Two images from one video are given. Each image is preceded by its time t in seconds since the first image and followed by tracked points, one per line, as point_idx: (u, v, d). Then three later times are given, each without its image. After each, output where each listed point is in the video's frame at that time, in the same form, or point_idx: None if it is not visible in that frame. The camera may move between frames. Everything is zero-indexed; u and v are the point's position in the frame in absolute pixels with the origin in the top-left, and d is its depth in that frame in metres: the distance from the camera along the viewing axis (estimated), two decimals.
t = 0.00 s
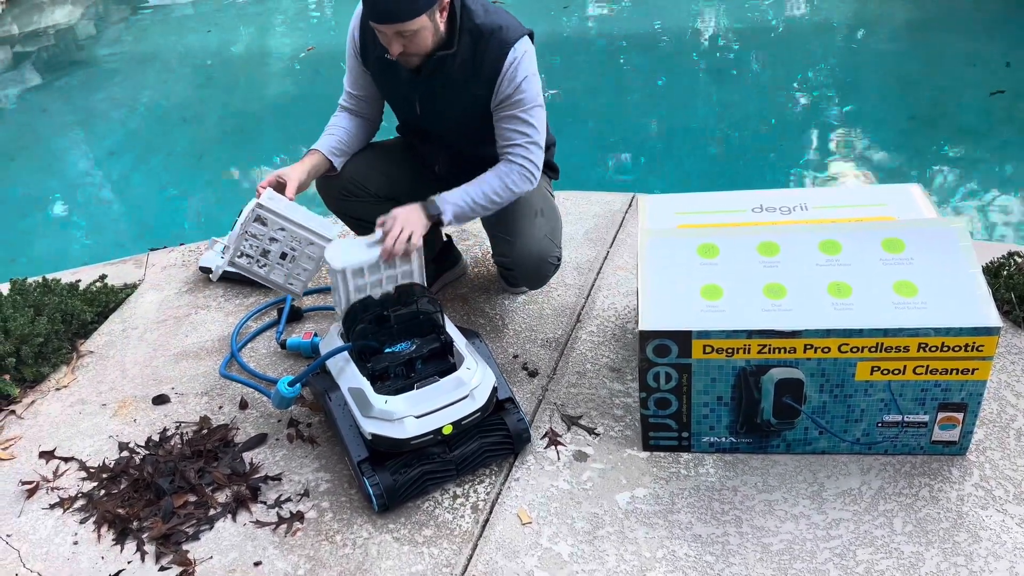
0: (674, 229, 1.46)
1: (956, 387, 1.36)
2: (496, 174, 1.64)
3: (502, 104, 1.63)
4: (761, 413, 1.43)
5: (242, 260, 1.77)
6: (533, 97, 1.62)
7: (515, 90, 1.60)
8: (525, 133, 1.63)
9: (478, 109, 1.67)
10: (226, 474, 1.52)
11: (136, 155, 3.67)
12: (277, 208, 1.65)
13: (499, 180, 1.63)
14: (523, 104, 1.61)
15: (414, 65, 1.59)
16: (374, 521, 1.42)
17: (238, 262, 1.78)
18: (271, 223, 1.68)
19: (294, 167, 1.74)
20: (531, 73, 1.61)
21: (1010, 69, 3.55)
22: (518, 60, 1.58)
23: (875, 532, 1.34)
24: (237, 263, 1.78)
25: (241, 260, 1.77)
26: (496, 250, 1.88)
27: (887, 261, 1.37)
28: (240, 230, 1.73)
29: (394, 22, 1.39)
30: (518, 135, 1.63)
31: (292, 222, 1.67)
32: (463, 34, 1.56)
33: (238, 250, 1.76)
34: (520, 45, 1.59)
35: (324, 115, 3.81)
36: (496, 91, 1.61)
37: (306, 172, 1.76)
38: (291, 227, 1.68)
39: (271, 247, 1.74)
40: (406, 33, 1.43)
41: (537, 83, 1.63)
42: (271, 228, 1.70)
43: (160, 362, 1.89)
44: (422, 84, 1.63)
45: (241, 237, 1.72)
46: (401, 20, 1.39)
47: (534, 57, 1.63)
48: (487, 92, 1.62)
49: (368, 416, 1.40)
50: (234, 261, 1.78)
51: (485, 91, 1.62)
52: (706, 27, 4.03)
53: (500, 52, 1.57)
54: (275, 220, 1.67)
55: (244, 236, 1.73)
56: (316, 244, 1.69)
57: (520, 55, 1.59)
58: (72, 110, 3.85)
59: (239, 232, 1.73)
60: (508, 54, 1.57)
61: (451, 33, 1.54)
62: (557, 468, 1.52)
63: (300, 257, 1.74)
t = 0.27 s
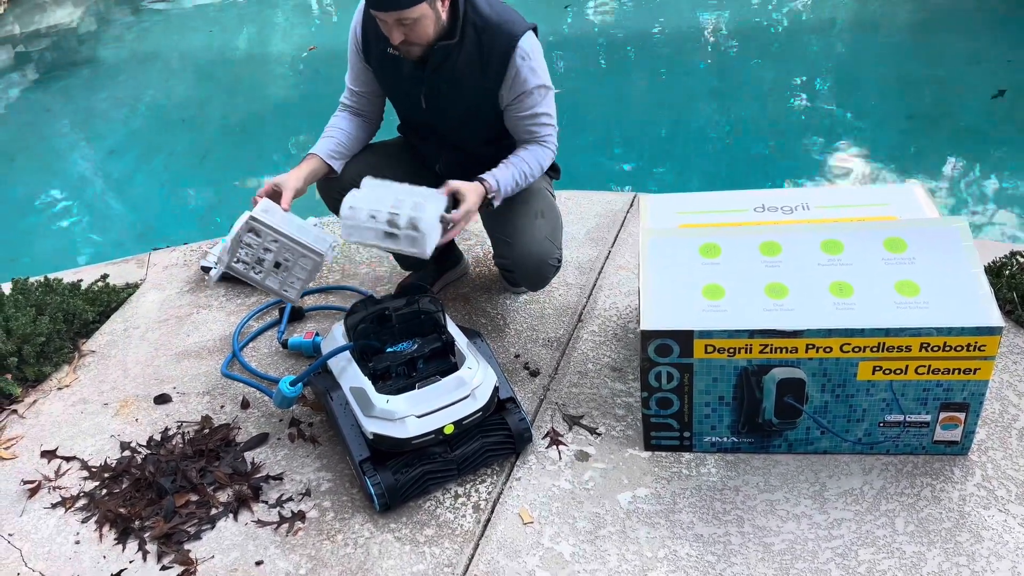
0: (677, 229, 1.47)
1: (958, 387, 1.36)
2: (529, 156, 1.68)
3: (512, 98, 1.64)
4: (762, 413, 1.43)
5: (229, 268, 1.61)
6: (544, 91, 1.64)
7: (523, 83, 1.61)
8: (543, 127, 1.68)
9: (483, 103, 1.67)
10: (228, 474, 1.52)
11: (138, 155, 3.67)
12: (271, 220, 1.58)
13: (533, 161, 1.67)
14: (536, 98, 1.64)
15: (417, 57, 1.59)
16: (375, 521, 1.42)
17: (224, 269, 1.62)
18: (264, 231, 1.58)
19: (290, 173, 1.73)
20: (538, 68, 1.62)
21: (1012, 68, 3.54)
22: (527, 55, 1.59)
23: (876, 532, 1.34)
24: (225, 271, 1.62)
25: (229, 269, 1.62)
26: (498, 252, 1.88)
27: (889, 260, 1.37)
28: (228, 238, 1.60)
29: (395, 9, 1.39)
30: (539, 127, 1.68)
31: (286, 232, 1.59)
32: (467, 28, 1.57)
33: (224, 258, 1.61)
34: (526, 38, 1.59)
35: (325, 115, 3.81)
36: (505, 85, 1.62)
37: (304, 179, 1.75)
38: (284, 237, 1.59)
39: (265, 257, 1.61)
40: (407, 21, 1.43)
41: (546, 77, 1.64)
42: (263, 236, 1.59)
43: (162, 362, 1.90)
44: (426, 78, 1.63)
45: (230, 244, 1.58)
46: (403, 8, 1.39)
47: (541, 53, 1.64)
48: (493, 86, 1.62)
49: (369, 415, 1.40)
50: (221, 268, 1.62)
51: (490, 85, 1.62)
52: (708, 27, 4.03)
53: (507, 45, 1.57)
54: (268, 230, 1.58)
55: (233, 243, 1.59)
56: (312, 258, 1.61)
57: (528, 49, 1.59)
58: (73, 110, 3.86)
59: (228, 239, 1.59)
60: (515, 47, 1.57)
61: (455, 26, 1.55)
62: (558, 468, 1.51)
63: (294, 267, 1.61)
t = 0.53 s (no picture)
0: (678, 229, 1.47)
1: (960, 386, 1.36)
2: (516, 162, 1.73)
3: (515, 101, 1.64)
4: (764, 413, 1.43)
5: (252, 264, 1.50)
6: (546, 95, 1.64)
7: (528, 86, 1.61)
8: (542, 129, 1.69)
9: (488, 103, 1.66)
10: (230, 474, 1.53)
11: (139, 154, 3.67)
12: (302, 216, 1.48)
13: (519, 168, 1.73)
14: (540, 101, 1.64)
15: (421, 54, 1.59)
16: (377, 521, 1.43)
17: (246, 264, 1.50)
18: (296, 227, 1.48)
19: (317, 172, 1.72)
20: (544, 72, 1.62)
21: (1014, 68, 3.54)
22: (533, 58, 1.59)
23: (878, 532, 1.34)
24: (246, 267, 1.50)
25: (252, 264, 1.50)
26: (502, 252, 1.88)
27: (891, 260, 1.37)
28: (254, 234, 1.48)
29: (400, 3, 1.38)
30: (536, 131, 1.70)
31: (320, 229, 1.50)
32: (472, 27, 1.57)
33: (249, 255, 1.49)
34: (532, 40, 1.59)
35: (327, 115, 3.81)
36: (509, 86, 1.61)
37: (330, 177, 1.74)
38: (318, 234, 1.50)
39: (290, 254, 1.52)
40: (412, 16, 1.43)
41: (551, 81, 1.64)
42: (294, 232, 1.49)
43: (164, 361, 1.90)
44: (430, 76, 1.63)
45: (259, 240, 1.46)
46: (408, 2, 1.38)
47: (547, 58, 1.63)
48: (498, 86, 1.62)
49: (371, 415, 1.40)
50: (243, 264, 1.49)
51: (495, 85, 1.62)
52: (709, 27, 4.02)
53: (512, 46, 1.57)
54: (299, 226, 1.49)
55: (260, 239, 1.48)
56: (341, 255, 1.54)
57: (535, 52, 1.59)
58: (75, 110, 3.86)
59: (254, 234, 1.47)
60: (521, 49, 1.57)
61: (460, 25, 1.55)
62: (560, 468, 1.52)
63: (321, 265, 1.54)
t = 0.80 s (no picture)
0: (679, 229, 1.46)
1: (962, 387, 1.36)
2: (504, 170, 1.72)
3: (514, 104, 1.64)
4: (766, 413, 1.43)
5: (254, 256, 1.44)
6: (543, 100, 1.64)
7: (527, 89, 1.61)
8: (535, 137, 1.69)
9: (489, 104, 1.66)
10: (231, 474, 1.53)
11: (141, 155, 3.68)
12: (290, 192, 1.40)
13: (506, 177, 1.72)
14: (536, 107, 1.64)
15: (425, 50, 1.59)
16: (378, 521, 1.42)
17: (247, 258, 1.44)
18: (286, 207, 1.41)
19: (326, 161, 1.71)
20: (544, 76, 1.62)
21: (1017, 67, 3.53)
22: (534, 60, 1.59)
23: (881, 532, 1.34)
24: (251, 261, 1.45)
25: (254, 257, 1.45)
26: (505, 252, 1.88)
27: (892, 260, 1.37)
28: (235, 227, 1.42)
29: None
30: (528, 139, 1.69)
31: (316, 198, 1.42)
32: (476, 26, 1.57)
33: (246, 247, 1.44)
34: (535, 43, 1.60)
35: (328, 115, 3.81)
36: (510, 88, 1.61)
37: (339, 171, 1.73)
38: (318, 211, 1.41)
39: (292, 239, 1.44)
40: (416, 9, 1.43)
41: (549, 86, 1.64)
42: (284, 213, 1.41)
43: (166, 361, 1.90)
44: (432, 74, 1.63)
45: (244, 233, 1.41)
46: None
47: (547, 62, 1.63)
48: (499, 87, 1.62)
49: (373, 415, 1.41)
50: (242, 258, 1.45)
51: (497, 86, 1.61)
52: (711, 27, 4.02)
53: (515, 47, 1.57)
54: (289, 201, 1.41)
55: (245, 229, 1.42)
56: (345, 238, 1.46)
57: (536, 54, 1.59)
58: (77, 110, 3.86)
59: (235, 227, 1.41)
60: (523, 50, 1.57)
61: (463, 23, 1.55)
62: (562, 468, 1.51)
63: (323, 250, 1.46)
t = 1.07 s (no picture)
0: (681, 229, 1.46)
1: (963, 387, 1.36)
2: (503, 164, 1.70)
3: (514, 101, 1.64)
4: (768, 413, 1.42)
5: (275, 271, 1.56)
6: (543, 98, 1.64)
7: (528, 87, 1.61)
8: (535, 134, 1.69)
9: (490, 102, 1.66)
10: (233, 474, 1.53)
11: (143, 155, 3.68)
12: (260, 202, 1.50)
13: (505, 171, 1.70)
14: (537, 104, 1.64)
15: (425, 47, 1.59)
16: (380, 521, 1.43)
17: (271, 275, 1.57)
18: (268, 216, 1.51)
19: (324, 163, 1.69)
20: (545, 74, 1.62)
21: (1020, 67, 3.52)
22: (535, 57, 1.59)
23: (882, 533, 1.33)
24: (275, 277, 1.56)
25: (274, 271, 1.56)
26: (507, 253, 1.88)
27: (894, 260, 1.37)
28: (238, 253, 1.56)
29: None
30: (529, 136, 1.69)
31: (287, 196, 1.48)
32: (477, 24, 1.57)
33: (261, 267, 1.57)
34: (536, 40, 1.60)
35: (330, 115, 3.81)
36: (511, 85, 1.62)
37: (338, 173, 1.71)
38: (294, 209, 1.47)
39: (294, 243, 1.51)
40: (413, 4, 1.42)
41: (550, 84, 1.64)
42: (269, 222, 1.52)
43: (168, 362, 1.90)
44: (433, 72, 1.63)
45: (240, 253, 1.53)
46: None
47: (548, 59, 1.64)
48: (500, 85, 1.62)
49: (374, 416, 1.41)
50: (266, 277, 1.57)
51: (498, 84, 1.62)
52: (713, 27, 4.02)
53: (516, 45, 1.58)
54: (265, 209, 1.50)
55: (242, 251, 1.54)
56: (328, 225, 1.44)
57: (538, 52, 1.60)
58: (79, 111, 3.87)
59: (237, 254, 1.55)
60: (525, 48, 1.58)
61: (464, 21, 1.55)
62: (563, 468, 1.51)
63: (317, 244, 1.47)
